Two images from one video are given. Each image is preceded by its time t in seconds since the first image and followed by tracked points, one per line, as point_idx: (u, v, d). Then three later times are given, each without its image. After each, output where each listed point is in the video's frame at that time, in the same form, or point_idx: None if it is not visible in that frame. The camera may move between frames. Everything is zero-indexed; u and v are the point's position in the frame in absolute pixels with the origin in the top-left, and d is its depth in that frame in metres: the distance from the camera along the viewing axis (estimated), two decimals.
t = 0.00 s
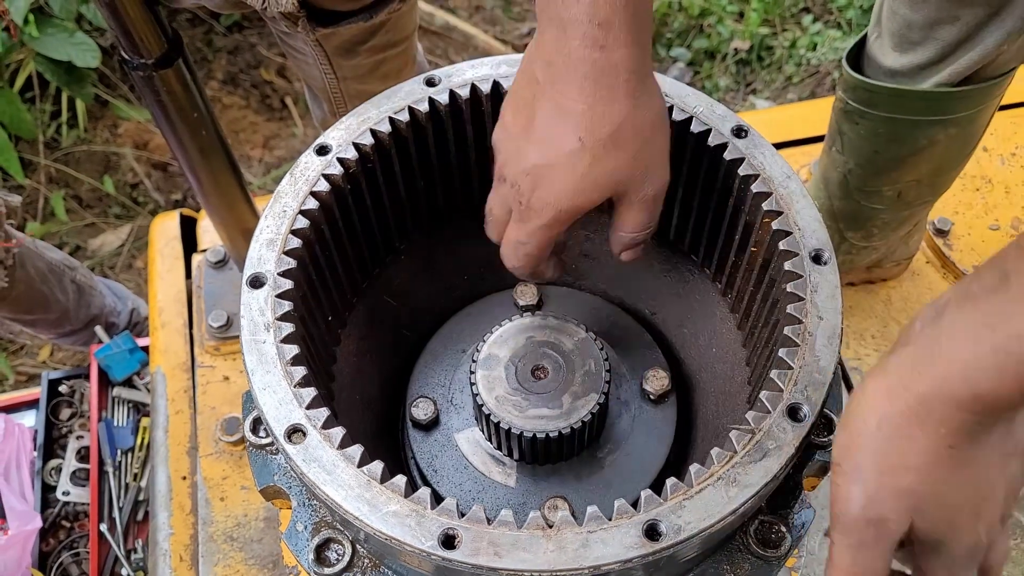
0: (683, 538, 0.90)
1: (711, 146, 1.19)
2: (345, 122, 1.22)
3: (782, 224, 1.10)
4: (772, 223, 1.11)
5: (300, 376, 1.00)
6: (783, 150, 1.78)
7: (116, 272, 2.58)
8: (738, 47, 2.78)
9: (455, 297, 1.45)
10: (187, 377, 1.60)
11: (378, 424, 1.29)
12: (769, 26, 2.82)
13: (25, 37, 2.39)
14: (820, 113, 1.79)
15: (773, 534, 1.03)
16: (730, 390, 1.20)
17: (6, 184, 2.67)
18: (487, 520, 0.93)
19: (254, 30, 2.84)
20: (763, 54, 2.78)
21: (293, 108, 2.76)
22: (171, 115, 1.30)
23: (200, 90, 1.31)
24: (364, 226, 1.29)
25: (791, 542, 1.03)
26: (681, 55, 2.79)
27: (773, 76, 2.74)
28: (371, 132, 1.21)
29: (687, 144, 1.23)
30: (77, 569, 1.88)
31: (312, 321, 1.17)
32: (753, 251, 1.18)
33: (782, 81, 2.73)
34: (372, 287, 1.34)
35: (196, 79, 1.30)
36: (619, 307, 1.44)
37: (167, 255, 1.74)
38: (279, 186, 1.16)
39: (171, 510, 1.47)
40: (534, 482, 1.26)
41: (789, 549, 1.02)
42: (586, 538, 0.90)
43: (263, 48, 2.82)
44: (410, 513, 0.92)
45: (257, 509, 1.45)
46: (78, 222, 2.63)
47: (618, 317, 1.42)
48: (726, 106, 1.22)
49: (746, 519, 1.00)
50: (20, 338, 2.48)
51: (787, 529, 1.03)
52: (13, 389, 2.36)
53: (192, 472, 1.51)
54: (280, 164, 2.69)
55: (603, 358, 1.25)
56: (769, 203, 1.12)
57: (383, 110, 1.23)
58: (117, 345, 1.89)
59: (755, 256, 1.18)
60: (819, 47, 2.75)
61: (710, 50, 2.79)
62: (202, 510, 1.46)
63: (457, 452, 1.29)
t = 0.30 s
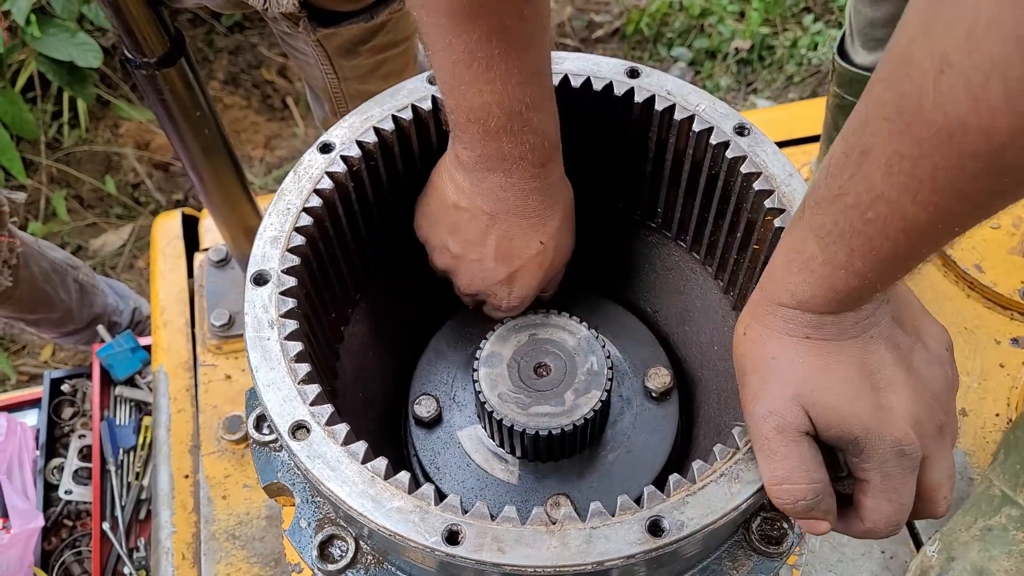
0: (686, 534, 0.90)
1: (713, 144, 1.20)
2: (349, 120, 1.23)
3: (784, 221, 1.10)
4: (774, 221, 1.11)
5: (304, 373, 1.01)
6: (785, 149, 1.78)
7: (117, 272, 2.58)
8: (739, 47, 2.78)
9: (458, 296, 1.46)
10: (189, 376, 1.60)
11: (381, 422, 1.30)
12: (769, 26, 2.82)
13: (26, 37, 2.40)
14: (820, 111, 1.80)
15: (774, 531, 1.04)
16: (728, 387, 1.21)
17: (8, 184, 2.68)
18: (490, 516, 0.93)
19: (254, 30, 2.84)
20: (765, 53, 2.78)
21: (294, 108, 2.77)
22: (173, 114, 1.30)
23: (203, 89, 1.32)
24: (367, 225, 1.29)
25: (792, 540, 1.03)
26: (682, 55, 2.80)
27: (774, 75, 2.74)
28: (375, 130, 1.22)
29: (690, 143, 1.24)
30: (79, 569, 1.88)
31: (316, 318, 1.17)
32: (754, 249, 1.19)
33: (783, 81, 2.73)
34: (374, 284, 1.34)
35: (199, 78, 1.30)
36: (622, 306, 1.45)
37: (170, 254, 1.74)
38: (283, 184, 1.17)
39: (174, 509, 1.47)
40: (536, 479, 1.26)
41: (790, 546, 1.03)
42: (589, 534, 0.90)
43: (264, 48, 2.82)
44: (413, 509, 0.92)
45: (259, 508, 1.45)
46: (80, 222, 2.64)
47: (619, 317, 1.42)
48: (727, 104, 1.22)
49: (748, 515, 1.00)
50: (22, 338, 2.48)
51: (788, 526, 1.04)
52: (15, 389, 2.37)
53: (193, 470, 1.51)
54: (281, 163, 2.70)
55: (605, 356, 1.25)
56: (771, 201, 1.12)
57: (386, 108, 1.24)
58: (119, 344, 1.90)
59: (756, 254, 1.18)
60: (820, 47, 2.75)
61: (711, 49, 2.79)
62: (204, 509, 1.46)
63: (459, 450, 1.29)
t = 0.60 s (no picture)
0: (688, 534, 0.90)
1: (715, 145, 1.20)
2: (351, 121, 1.23)
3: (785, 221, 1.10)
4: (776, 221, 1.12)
5: (307, 373, 1.01)
6: (787, 149, 1.78)
7: (118, 273, 2.59)
8: (739, 48, 2.78)
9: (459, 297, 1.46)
10: (190, 377, 1.60)
11: (382, 423, 1.30)
12: (770, 27, 2.82)
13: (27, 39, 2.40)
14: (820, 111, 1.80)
15: (776, 531, 1.04)
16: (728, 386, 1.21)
17: (9, 185, 2.68)
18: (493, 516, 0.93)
19: (255, 32, 2.84)
20: (765, 55, 2.78)
21: (294, 109, 2.77)
22: (175, 116, 1.30)
23: (205, 90, 1.32)
24: (368, 226, 1.30)
25: (793, 540, 1.03)
26: (682, 56, 2.80)
27: (774, 76, 2.75)
28: (377, 131, 1.22)
29: (692, 144, 1.24)
30: (80, 570, 1.89)
31: (318, 319, 1.17)
32: (755, 250, 1.19)
33: (784, 82, 2.73)
34: (375, 284, 1.35)
35: (200, 79, 1.30)
36: (623, 307, 1.45)
37: (171, 255, 1.74)
38: (285, 185, 1.17)
39: (175, 510, 1.47)
40: (537, 479, 1.26)
41: (792, 547, 1.03)
42: (591, 534, 0.90)
43: (264, 49, 2.83)
44: (416, 509, 0.92)
45: (260, 508, 1.45)
46: (81, 223, 2.64)
47: (619, 317, 1.42)
48: (729, 105, 1.23)
49: (750, 515, 1.00)
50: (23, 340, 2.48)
51: (790, 526, 1.04)
52: (16, 390, 2.37)
53: (194, 471, 1.51)
54: (281, 164, 2.70)
55: (607, 357, 1.25)
56: (773, 202, 1.13)
57: (389, 109, 1.24)
58: (121, 346, 1.90)
59: (758, 255, 1.19)
60: (821, 48, 2.75)
61: (712, 50, 2.80)
62: (206, 509, 1.46)
63: (461, 450, 1.29)
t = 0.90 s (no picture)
0: (686, 537, 0.90)
1: (714, 147, 1.20)
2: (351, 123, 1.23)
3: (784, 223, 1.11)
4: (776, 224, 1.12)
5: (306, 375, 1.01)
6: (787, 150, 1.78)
7: (119, 275, 2.59)
8: (739, 49, 2.78)
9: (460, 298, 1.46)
10: (189, 379, 1.60)
11: (381, 425, 1.30)
12: (770, 28, 2.82)
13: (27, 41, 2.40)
14: (819, 112, 1.80)
15: (775, 533, 1.04)
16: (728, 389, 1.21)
17: (10, 187, 2.68)
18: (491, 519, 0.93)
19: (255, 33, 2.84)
20: (765, 56, 2.79)
21: (295, 111, 2.77)
22: (175, 118, 1.30)
23: (204, 91, 1.32)
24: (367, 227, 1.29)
25: (793, 542, 1.03)
26: (683, 57, 2.80)
27: (774, 77, 2.75)
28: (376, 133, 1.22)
29: (692, 147, 1.24)
30: (80, 571, 1.89)
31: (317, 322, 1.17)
32: (755, 253, 1.20)
33: (784, 82, 2.74)
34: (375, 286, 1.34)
35: (200, 80, 1.30)
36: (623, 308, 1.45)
37: (173, 258, 1.74)
38: (284, 187, 1.17)
39: (175, 512, 1.47)
40: (538, 482, 1.26)
41: (791, 549, 1.03)
42: (590, 537, 0.90)
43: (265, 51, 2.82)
44: (415, 511, 0.92)
45: (260, 510, 1.45)
46: (82, 225, 2.65)
47: (619, 318, 1.42)
48: (728, 107, 1.23)
49: (749, 517, 1.00)
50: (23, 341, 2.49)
51: (789, 528, 1.04)
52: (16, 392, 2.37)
53: (194, 473, 1.51)
54: (282, 166, 2.70)
55: (606, 359, 1.25)
56: (772, 204, 1.13)
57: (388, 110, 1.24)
58: (121, 346, 1.88)
59: (759, 257, 1.19)
60: (821, 48, 2.75)
61: (712, 51, 2.80)
62: (206, 511, 1.46)
63: (460, 452, 1.29)
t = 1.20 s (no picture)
0: (686, 540, 0.90)
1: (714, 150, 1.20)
2: (349, 125, 1.23)
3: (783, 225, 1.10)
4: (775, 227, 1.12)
5: (305, 378, 1.01)
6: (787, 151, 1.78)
7: (119, 277, 2.59)
8: (739, 51, 2.78)
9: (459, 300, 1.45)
10: (189, 381, 1.60)
11: (381, 428, 1.30)
12: (770, 30, 2.82)
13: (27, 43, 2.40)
14: (820, 115, 1.80)
15: (774, 536, 1.04)
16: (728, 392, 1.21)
17: (11, 188, 2.69)
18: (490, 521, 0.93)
19: (255, 35, 2.84)
20: (765, 57, 2.79)
21: (295, 113, 2.77)
22: (175, 121, 1.30)
23: (204, 94, 1.32)
24: (366, 229, 1.29)
25: (792, 545, 1.03)
26: (683, 59, 2.80)
27: (774, 79, 2.75)
28: (376, 136, 1.22)
29: (693, 150, 1.24)
30: (80, 572, 1.89)
31: (315, 324, 1.17)
32: (755, 255, 1.20)
33: (784, 84, 2.74)
34: (374, 289, 1.34)
35: (200, 83, 1.30)
36: (623, 311, 1.44)
37: (173, 260, 1.74)
38: (284, 189, 1.17)
39: (175, 514, 1.47)
40: (537, 485, 1.26)
41: (791, 551, 1.03)
42: (589, 540, 0.90)
43: (265, 53, 2.82)
44: (414, 514, 0.92)
45: (260, 512, 1.45)
46: (83, 226, 2.65)
47: (619, 321, 1.42)
48: (728, 110, 1.23)
49: (748, 520, 1.00)
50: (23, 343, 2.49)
51: (788, 531, 1.04)
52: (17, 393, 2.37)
53: (194, 475, 1.51)
54: (282, 168, 2.70)
55: (606, 362, 1.25)
56: (772, 207, 1.13)
57: (387, 113, 1.24)
58: (121, 348, 1.88)
59: (759, 259, 1.19)
60: (821, 50, 2.75)
61: (713, 53, 2.80)
62: (206, 513, 1.46)
63: (459, 455, 1.29)
